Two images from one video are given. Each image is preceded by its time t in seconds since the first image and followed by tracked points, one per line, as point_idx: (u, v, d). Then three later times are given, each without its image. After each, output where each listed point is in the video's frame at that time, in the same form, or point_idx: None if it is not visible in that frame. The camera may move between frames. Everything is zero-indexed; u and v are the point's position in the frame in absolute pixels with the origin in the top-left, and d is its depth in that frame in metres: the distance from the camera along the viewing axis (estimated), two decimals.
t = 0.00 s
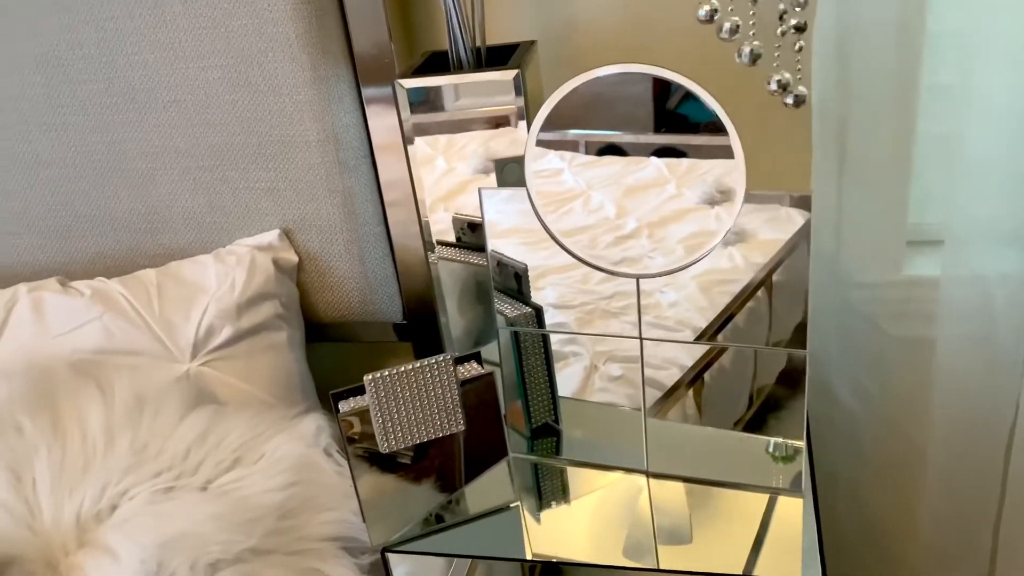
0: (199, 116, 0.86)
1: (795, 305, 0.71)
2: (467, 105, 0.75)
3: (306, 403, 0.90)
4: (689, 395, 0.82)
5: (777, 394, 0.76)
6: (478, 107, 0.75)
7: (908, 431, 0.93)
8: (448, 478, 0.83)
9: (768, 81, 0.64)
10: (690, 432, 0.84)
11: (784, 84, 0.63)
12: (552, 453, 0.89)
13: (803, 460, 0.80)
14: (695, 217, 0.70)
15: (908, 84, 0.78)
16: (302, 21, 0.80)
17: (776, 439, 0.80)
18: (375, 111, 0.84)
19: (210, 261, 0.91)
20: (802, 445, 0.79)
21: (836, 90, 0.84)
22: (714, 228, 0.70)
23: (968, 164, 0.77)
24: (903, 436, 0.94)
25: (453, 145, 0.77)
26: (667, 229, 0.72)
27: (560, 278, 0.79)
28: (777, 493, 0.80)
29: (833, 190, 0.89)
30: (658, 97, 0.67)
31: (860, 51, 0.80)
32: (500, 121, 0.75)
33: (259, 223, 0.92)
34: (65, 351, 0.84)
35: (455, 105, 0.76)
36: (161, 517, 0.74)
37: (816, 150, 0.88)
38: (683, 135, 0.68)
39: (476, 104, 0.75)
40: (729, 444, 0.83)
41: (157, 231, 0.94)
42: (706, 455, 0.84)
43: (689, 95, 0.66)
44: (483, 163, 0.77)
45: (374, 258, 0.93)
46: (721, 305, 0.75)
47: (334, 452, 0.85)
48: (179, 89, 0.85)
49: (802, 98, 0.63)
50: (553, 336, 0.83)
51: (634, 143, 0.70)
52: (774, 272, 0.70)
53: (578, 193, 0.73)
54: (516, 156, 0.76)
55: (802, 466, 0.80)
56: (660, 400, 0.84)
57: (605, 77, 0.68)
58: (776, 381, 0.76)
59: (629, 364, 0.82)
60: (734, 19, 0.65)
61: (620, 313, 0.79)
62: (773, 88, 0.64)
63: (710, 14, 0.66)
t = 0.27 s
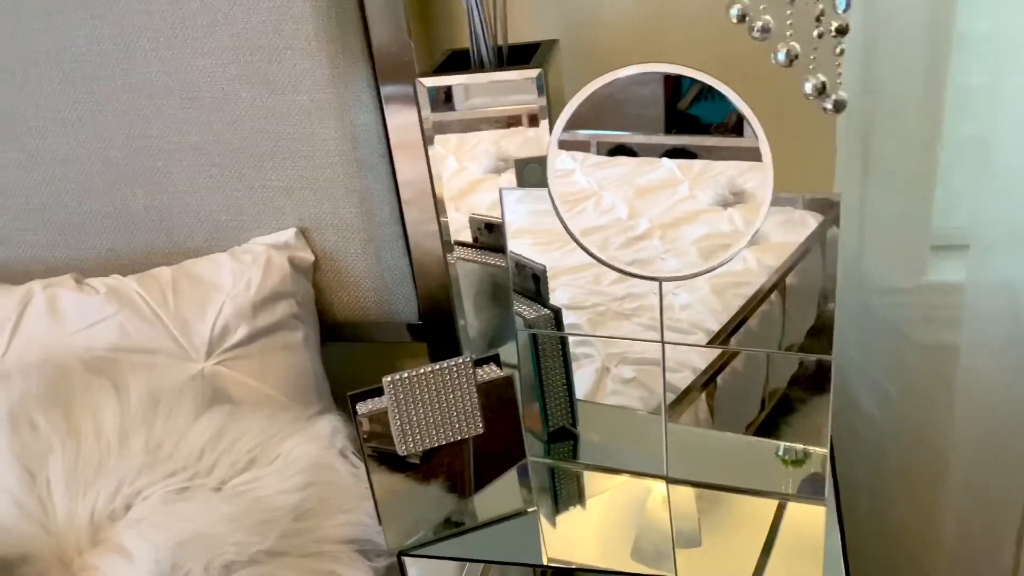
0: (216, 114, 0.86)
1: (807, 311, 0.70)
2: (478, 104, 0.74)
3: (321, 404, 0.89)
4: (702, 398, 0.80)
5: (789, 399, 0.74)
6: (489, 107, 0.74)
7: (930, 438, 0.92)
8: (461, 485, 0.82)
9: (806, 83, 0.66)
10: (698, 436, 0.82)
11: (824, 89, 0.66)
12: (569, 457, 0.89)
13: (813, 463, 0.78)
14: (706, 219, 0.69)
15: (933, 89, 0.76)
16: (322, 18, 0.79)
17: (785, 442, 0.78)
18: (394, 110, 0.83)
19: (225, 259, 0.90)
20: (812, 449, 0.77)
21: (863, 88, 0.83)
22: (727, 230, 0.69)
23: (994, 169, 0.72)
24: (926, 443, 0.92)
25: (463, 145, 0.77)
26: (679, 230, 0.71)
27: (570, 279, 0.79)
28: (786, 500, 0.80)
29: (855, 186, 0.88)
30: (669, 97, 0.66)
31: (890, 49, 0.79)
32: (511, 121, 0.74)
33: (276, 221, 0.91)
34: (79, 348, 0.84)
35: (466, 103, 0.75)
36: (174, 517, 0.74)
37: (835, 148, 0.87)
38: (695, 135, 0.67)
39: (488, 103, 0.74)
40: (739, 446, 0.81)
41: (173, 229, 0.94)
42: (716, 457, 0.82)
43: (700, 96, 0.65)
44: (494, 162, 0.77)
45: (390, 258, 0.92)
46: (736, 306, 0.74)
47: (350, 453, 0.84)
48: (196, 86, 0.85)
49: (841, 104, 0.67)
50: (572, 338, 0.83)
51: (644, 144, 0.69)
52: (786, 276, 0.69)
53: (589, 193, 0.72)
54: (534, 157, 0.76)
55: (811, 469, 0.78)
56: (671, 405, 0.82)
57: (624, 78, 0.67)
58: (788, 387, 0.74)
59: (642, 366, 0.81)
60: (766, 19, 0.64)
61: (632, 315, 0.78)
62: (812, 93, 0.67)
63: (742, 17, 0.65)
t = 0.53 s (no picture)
0: (246, 119, 0.85)
1: (829, 319, 0.70)
2: (495, 107, 0.73)
3: (349, 415, 0.88)
4: (725, 408, 0.78)
5: (811, 408, 0.74)
6: (508, 109, 0.72)
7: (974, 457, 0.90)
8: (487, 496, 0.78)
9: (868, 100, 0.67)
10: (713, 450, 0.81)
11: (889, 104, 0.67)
12: (602, 473, 0.87)
13: (831, 474, 0.77)
14: (728, 225, 0.69)
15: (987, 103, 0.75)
16: (358, 22, 0.78)
17: (801, 457, 0.77)
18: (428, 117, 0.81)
19: (254, 266, 0.88)
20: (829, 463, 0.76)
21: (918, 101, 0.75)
22: (751, 237, 0.69)
23: None
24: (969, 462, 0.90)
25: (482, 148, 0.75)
26: (702, 236, 0.70)
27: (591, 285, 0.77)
28: (800, 517, 0.80)
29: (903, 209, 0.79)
30: (687, 100, 0.66)
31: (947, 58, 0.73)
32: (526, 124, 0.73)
33: (305, 228, 0.90)
34: (106, 356, 0.82)
35: (482, 106, 0.74)
36: (203, 531, 0.72)
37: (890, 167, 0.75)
38: (713, 139, 0.67)
39: (502, 106, 0.73)
40: (755, 460, 0.80)
41: (201, 235, 0.93)
42: (733, 471, 0.81)
43: (717, 100, 0.65)
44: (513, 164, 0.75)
45: (420, 267, 0.90)
46: (761, 315, 0.73)
47: (380, 467, 0.83)
48: (227, 90, 0.83)
49: (910, 121, 0.68)
50: (608, 353, 0.81)
51: (662, 148, 0.69)
52: (809, 284, 0.69)
53: (610, 196, 0.72)
54: (573, 166, 0.73)
55: (828, 482, 0.77)
56: (693, 413, 0.80)
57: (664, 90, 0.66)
58: (810, 393, 0.73)
59: (667, 375, 0.80)
60: (829, 35, 0.66)
61: (653, 322, 0.77)
62: (873, 108, 0.67)
63: (801, 27, 0.66)
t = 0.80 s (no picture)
0: (284, 115, 0.83)
1: (858, 324, 0.68)
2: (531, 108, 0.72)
3: (385, 418, 0.86)
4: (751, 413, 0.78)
5: (840, 416, 0.73)
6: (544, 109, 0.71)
7: None
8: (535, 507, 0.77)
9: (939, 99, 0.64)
10: (736, 455, 0.81)
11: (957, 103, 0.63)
12: (644, 482, 0.87)
13: (854, 482, 0.77)
14: (757, 228, 0.71)
15: None
16: (401, 16, 0.76)
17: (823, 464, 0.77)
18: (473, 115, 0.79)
19: (291, 266, 0.86)
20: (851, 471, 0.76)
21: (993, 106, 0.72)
22: (780, 240, 0.70)
23: None
24: None
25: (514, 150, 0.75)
26: (730, 239, 0.71)
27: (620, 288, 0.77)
28: (823, 526, 0.81)
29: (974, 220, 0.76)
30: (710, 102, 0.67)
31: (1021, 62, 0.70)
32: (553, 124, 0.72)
33: (342, 227, 0.88)
34: (140, 355, 0.81)
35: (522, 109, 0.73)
36: (238, 536, 0.71)
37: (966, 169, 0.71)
38: (736, 141, 0.68)
39: (538, 106, 0.72)
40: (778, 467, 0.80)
41: (236, 233, 0.91)
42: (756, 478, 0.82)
43: (741, 102, 0.66)
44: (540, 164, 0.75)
45: (459, 268, 0.88)
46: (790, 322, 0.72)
47: (419, 472, 0.82)
48: (265, 85, 0.82)
49: (987, 123, 0.64)
50: (654, 360, 0.79)
51: (685, 150, 0.69)
52: (840, 291, 0.68)
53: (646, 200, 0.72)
54: (623, 166, 0.72)
55: (850, 489, 0.78)
56: (723, 419, 0.80)
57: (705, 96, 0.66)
58: (837, 400, 0.73)
59: (694, 381, 0.79)
60: (910, 32, 0.65)
61: (682, 326, 0.76)
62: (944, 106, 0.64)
63: (879, 23, 0.65)
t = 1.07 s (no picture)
0: (326, 102, 0.81)
1: (893, 325, 0.70)
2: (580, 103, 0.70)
3: (423, 413, 0.84)
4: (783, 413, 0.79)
5: (873, 417, 0.75)
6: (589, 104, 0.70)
7: None
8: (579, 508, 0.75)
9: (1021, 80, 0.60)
10: (770, 457, 0.81)
11: None
12: (691, 483, 0.86)
13: (886, 484, 0.78)
14: (791, 227, 0.71)
15: None
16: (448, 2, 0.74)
17: (857, 467, 0.78)
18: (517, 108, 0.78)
19: (330, 257, 0.85)
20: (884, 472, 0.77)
21: None
22: (814, 239, 0.71)
23: None
24: None
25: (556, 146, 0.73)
26: (765, 238, 0.71)
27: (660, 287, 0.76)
28: (853, 527, 0.81)
29: None
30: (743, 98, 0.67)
31: None
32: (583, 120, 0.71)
33: (382, 218, 0.87)
34: (178, 344, 0.81)
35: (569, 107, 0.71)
36: (278, 530, 0.70)
37: None
38: (764, 139, 0.68)
39: (586, 100, 0.70)
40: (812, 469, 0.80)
41: (274, 223, 0.90)
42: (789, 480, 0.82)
43: (772, 100, 0.67)
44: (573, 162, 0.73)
45: (500, 262, 0.86)
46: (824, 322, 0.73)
47: (459, 468, 0.79)
48: (307, 73, 0.80)
49: None
50: (702, 355, 0.79)
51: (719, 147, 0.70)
52: (878, 291, 0.69)
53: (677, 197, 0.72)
54: (673, 157, 0.70)
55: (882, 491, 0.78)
56: (757, 419, 0.80)
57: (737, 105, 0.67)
58: (871, 402, 0.74)
59: (729, 381, 0.79)
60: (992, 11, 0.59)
61: (716, 325, 0.76)
62: None
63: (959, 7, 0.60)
